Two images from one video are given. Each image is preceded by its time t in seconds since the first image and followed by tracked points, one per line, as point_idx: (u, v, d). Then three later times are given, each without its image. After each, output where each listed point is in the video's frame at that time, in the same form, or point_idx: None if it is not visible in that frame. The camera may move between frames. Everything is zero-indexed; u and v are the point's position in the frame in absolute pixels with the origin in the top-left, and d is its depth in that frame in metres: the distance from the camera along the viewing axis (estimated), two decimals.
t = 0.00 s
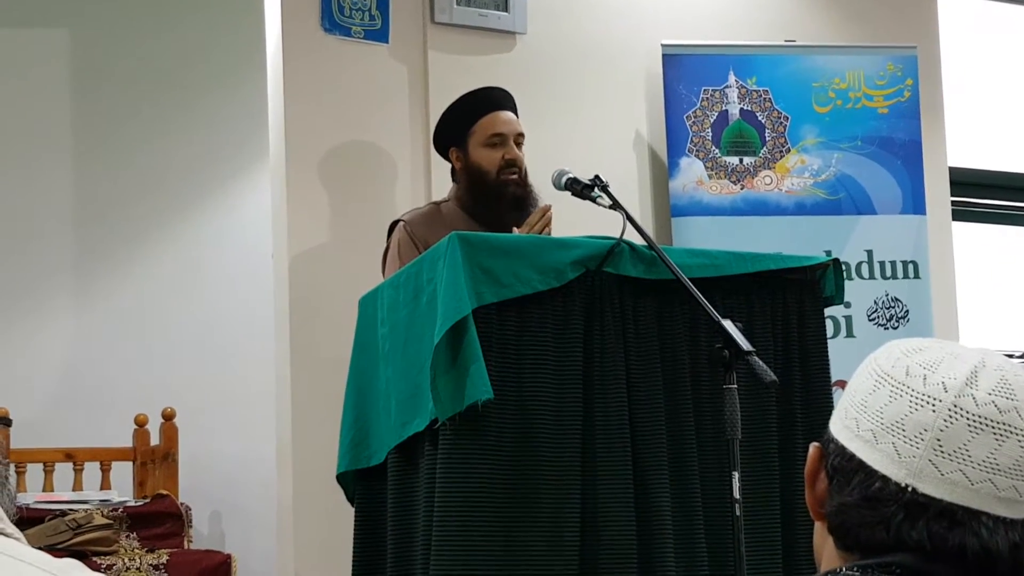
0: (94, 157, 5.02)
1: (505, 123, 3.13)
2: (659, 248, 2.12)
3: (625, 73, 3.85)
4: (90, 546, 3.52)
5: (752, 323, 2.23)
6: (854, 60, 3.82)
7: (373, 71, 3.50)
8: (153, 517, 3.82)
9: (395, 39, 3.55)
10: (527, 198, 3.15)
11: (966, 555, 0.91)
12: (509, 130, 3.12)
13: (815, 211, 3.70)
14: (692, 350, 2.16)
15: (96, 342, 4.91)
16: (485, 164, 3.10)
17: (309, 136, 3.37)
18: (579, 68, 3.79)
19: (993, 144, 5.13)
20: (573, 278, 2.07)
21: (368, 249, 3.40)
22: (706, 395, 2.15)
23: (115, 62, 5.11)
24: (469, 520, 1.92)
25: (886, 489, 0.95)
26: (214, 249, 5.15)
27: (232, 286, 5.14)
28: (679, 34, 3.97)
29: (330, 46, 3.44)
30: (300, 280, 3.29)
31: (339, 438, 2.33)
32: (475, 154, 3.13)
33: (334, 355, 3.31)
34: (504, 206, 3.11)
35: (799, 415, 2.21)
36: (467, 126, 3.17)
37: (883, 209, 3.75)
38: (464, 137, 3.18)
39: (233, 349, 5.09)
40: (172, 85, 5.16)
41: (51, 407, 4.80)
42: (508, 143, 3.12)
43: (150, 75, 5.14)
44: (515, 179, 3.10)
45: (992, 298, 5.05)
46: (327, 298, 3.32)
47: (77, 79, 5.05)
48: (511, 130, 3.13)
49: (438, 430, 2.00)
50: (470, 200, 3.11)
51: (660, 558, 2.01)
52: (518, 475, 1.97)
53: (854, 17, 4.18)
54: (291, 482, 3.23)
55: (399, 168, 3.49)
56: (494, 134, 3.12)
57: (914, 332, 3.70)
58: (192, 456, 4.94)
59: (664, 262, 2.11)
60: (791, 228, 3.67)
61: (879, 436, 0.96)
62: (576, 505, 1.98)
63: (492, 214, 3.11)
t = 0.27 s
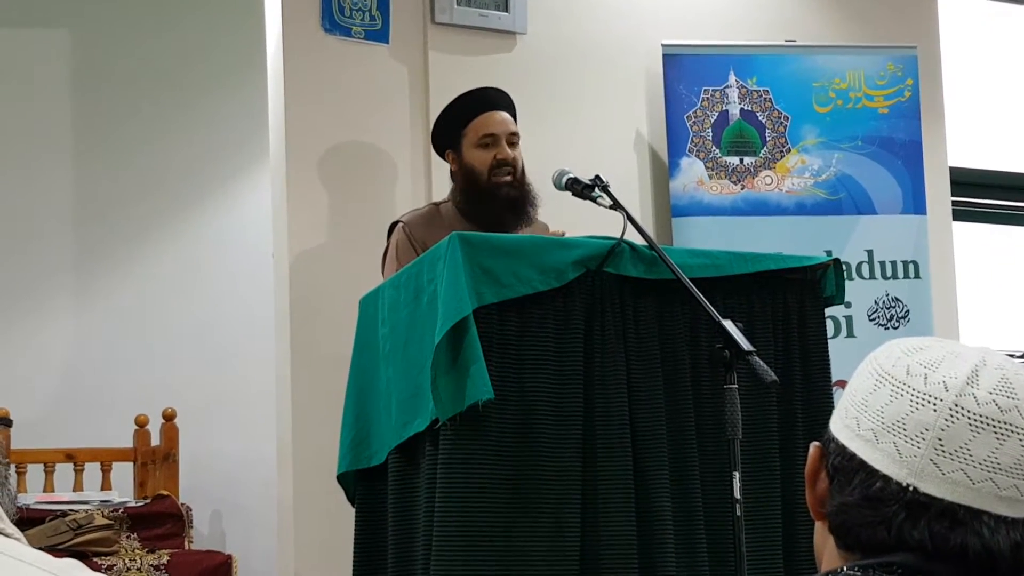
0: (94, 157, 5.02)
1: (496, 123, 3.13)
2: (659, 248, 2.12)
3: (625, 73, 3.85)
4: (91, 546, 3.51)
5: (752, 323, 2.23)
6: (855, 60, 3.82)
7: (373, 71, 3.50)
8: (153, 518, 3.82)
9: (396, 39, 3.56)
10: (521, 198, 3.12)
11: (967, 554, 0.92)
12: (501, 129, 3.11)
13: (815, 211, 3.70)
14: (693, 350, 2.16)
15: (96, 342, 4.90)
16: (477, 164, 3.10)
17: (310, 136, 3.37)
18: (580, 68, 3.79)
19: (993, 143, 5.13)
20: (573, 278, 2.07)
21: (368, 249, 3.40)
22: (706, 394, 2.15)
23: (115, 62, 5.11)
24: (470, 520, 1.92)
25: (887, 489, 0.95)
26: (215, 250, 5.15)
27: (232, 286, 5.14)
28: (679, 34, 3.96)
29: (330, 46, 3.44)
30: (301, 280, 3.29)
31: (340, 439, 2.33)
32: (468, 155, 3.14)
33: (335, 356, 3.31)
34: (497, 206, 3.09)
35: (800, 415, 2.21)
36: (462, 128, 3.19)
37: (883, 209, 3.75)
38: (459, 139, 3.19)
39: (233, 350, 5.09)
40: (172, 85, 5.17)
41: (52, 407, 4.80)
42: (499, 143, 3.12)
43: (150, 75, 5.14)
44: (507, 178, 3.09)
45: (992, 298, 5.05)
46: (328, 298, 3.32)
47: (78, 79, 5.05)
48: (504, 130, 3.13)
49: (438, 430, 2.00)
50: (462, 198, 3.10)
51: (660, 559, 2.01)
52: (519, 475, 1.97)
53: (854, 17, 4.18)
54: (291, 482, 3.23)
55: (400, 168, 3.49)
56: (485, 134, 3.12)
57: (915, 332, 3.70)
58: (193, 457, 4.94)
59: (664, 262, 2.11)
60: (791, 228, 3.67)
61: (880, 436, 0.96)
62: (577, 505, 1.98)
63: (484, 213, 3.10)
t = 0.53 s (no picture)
0: (97, 157, 5.03)
1: (483, 121, 3.13)
2: (662, 249, 2.12)
3: (628, 74, 3.85)
4: (94, 546, 3.52)
5: (755, 323, 2.22)
6: (858, 61, 3.82)
7: (376, 71, 3.50)
8: (156, 518, 3.82)
9: (399, 39, 3.56)
10: (517, 191, 3.09)
11: (970, 555, 0.91)
12: (488, 126, 3.12)
13: (818, 211, 3.70)
14: (696, 351, 2.16)
15: (99, 342, 4.91)
16: (468, 163, 3.10)
17: (313, 136, 3.37)
18: (583, 68, 3.79)
19: (996, 144, 5.13)
20: (576, 278, 2.07)
21: (371, 249, 3.40)
22: (709, 394, 2.15)
23: (118, 63, 5.12)
24: (472, 521, 1.92)
25: (889, 489, 0.95)
26: (217, 250, 5.16)
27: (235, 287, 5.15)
28: (681, 34, 3.96)
29: (333, 47, 3.44)
30: (303, 280, 3.30)
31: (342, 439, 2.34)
32: (459, 154, 3.14)
33: (337, 356, 3.31)
34: (493, 200, 3.07)
35: (802, 415, 2.21)
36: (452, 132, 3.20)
37: (886, 209, 3.75)
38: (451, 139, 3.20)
39: (236, 350, 5.10)
40: (176, 85, 5.17)
41: (55, 407, 4.80)
42: (488, 140, 3.12)
43: (154, 75, 5.15)
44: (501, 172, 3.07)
45: (996, 299, 5.04)
46: (331, 299, 3.32)
47: (82, 79, 5.06)
48: (493, 126, 3.13)
49: (441, 430, 2.00)
50: (459, 196, 3.09)
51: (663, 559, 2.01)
52: (521, 476, 1.97)
53: (857, 17, 4.18)
54: (294, 482, 3.23)
55: (403, 168, 3.50)
56: (472, 133, 3.13)
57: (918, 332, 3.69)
58: (195, 457, 4.94)
59: (667, 263, 2.11)
60: (794, 228, 3.66)
61: (882, 435, 0.96)
62: (579, 505, 1.98)
63: (481, 209, 3.07)
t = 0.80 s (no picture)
0: (100, 157, 5.03)
1: (481, 121, 3.13)
2: (665, 249, 2.12)
3: (631, 73, 3.85)
4: (97, 546, 3.52)
5: (759, 323, 2.22)
6: (861, 60, 3.82)
7: (379, 71, 3.51)
8: (160, 517, 3.83)
9: (402, 39, 3.56)
10: (515, 191, 3.10)
11: (970, 552, 0.91)
12: (486, 127, 3.12)
13: (821, 211, 3.69)
14: (699, 350, 2.16)
15: (102, 341, 4.91)
16: (466, 163, 3.10)
17: (316, 137, 3.38)
18: (586, 68, 3.79)
19: (999, 144, 5.12)
20: (579, 278, 2.07)
21: (374, 249, 3.40)
22: (712, 394, 2.15)
23: (121, 62, 5.12)
24: (475, 522, 1.92)
25: (887, 491, 0.95)
26: (221, 250, 5.16)
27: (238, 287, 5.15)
28: (684, 34, 3.96)
29: (336, 47, 3.45)
30: (307, 280, 3.30)
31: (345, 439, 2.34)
32: (459, 154, 3.14)
33: (341, 356, 3.31)
34: (491, 200, 3.07)
35: (805, 415, 2.21)
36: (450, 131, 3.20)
37: (889, 209, 3.75)
38: (451, 138, 3.20)
39: (239, 349, 5.10)
40: (179, 85, 5.18)
41: (59, 406, 4.81)
42: (487, 140, 3.12)
43: (157, 76, 5.15)
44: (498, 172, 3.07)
45: (1000, 299, 5.04)
46: (334, 298, 3.32)
47: (85, 79, 5.06)
48: (491, 126, 3.13)
49: (444, 430, 2.00)
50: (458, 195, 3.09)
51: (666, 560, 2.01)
52: (524, 475, 1.97)
53: (860, 19, 4.18)
54: (297, 482, 3.23)
55: (406, 168, 3.50)
56: (470, 133, 3.13)
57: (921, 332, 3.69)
58: (199, 456, 4.94)
59: (670, 263, 2.11)
60: (796, 228, 3.66)
61: (875, 438, 0.96)
62: (582, 505, 1.98)
63: (482, 210, 3.08)
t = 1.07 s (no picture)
0: (102, 157, 5.04)
1: (480, 121, 3.12)
2: (667, 248, 2.13)
3: (633, 73, 3.85)
4: (99, 545, 3.53)
5: (760, 323, 2.22)
6: (862, 60, 3.82)
7: (380, 71, 3.51)
8: (161, 517, 3.83)
9: (404, 39, 3.56)
10: (513, 191, 3.11)
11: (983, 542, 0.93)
12: (485, 127, 3.11)
13: (823, 210, 3.69)
14: (700, 351, 2.16)
15: (104, 341, 4.92)
16: (464, 164, 3.10)
17: (317, 136, 3.38)
18: (587, 67, 3.79)
19: (1001, 144, 5.12)
20: (581, 278, 2.07)
21: (375, 248, 3.40)
22: (714, 394, 2.15)
23: (123, 62, 5.12)
24: (477, 522, 1.92)
25: (892, 500, 0.94)
26: (222, 249, 5.16)
27: (239, 287, 5.15)
28: (686, 34, 3.96)
29: (338, 46, 3.45)
30: (308, 280, 3.30)
31: (347, 438, 2.34)
32: (458, 154, 3.14)
33: (342, 355, 3.31)
34: (489, 200, 3.08)
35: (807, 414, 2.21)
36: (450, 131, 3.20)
37: (891, 209, 3.74)
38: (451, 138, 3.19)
39: (241, 349, 5.10)
40: (180, 84, 5.18)
41: (60, 405, 4.81)
42: (486, 140, 3.11)
43: (158, 76, 5.15)
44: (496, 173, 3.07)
45: (1001, 299, 5.04)
46: (335, 298, 3.32)
47: (86, 78, 5.07)
48: (490, 126, 3.12)
49: (445, 429, 2.00)
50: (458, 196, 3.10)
51: (668, 560, 2.00)
52: (525, 475, 1.97)
53: (862, 19, 4.18)
54: (299, 481, 3.23)
55: (407, 168, 3.50)
56: (469, 134, 3.12)
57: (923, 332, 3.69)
58: (200, 456, 4.94)
59: (672, 262, 2.12)
60: (797, 228, 3.66)
61: (867, 450, 0.95)
62: (583, 505, 1.98)
63: (481, 211, 3.08)
